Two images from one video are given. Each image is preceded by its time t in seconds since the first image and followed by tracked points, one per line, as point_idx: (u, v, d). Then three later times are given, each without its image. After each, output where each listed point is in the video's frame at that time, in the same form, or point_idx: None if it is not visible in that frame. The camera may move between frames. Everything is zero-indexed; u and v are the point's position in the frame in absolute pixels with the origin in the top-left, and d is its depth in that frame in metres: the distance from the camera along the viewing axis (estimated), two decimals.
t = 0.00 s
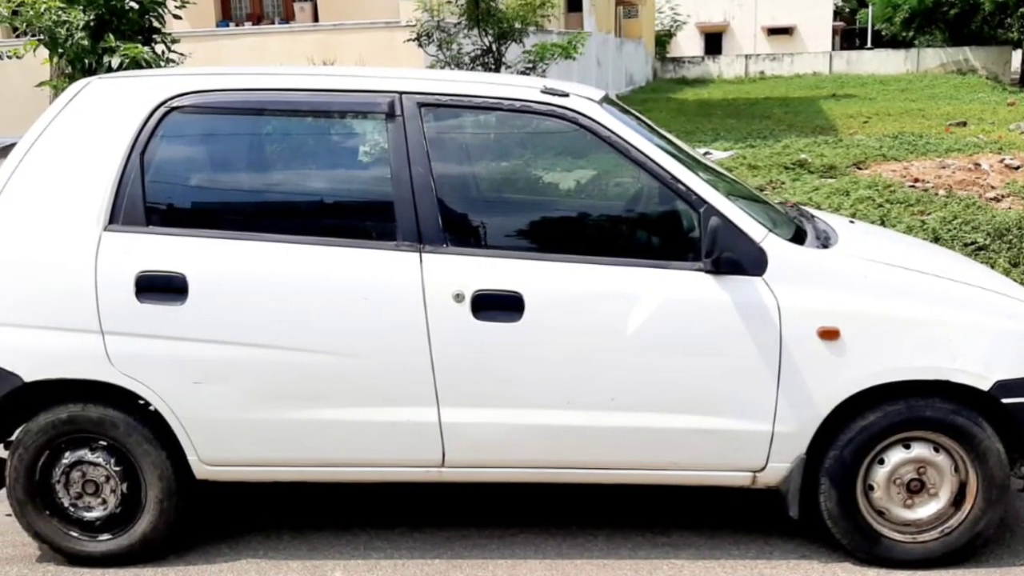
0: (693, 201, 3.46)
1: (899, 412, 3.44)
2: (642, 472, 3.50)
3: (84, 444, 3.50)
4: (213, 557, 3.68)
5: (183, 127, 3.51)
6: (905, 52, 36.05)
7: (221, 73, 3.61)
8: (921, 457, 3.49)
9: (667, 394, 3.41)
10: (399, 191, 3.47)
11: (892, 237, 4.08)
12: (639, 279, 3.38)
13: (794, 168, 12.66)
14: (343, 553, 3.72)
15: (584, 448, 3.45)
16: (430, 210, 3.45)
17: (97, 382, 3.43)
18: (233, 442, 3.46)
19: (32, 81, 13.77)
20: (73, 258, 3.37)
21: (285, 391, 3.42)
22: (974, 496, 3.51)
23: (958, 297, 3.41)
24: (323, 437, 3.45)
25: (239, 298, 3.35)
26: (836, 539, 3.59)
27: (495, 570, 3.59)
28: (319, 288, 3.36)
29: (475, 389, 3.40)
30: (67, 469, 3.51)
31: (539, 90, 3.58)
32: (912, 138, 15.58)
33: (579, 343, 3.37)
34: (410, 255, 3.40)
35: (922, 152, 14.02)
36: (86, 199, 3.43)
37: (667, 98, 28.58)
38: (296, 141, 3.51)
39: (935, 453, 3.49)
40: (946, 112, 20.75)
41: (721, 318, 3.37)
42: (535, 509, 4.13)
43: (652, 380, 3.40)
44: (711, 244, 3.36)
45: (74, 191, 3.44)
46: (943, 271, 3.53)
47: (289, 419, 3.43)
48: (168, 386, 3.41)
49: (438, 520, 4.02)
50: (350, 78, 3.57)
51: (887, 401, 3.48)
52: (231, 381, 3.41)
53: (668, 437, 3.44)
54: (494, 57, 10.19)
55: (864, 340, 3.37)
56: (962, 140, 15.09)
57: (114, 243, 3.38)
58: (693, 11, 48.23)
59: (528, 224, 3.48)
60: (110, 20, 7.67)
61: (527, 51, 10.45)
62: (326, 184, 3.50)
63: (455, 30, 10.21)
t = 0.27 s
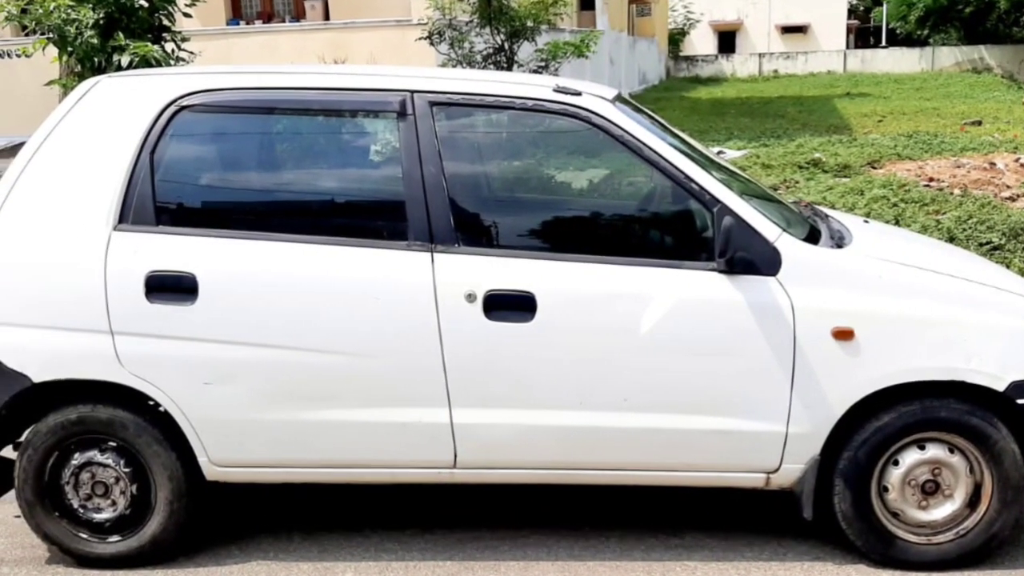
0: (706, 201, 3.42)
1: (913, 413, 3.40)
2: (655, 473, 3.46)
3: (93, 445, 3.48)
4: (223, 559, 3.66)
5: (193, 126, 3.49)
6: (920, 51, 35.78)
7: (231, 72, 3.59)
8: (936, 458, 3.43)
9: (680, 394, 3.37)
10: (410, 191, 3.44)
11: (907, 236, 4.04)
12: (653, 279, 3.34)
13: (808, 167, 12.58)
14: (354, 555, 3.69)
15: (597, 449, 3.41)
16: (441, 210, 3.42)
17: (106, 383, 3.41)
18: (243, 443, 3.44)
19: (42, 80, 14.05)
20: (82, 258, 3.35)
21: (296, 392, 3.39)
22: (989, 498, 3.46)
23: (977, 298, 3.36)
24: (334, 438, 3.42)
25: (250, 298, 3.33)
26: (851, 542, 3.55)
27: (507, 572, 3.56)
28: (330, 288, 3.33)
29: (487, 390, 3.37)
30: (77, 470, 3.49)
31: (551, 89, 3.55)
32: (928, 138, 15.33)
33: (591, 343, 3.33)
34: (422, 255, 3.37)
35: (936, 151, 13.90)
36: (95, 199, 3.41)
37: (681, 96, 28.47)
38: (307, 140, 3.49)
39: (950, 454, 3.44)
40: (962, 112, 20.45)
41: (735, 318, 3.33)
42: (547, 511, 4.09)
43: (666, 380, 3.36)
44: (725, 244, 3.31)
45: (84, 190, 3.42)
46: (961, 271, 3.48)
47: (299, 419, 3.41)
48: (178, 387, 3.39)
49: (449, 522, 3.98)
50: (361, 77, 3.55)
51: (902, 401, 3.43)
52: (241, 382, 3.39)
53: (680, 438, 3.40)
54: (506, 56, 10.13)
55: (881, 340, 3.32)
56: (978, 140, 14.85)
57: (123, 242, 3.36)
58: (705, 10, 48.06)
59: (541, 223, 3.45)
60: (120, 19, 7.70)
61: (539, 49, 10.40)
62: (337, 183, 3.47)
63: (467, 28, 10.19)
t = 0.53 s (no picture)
0: (720, 200, 3.38)
1: (929, 413, 3.35)
2: (668, 474, 3.43)
3: (103, 446, 3.47)
4: (234, 560, 3.65)
5: (203, 125, 3.47)
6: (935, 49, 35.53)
7: (242, 71, 3.57)
8: (951, 460, 3.39)
9: (693, 395, 3.34)
10: (422, 190, 3.42)
11: (922, 236, 3.99)
12: (666, 279, 3.31)
13: (822, 167, 12.50)
14: (365, 557, 3.67)
15: (610, 450, 3.38)
16: (453, 210, 3.39)
17: (116, 383, 3.39)
18: (253, 444, 3.42)
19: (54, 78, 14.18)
20: (91, 258, 3.34)
21: (307, 393, 3.37)
22: (1005, 500, 3.41)
23: (996, 298, 3.31)
24: (345, 439, 3.40)
25: (260, 298, 3.31)
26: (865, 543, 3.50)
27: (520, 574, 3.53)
28: (340, 288, 3.31)
29: (499, 390, 3.34)
30: (86, 471, 3.48)
31: (564, 87, 3.51)
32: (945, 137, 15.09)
33: (604, 343, 3.30)
34: (433, 255, 3.35)
35: (951, 150, 13.80)
36: (104, 198, 3.39)
37: (692, 94, 28.31)
38: (318, 139, 3.46)
39: (965, 455, 3.39)
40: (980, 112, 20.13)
41: (749, 318, 3.29)
42: (558, 512, 4.06)
43: (679, 381, 3.33)
44: (738, 244, 3.27)
45: (93, 190, 3.41)
46: (979, 271, 3.44)
47: (310, 420, 3.39)
48: (188, 388, 3.38)
49: (461, 523, 3.96)
50: (371, 76, 3.52)
51: (916, 402, 3.39)
52: (252, 383, 3.37)
53: (693, 439, 3.37)
54: (518, 54, 10.11)
55: (897, 341, 3.28)
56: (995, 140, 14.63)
57: (133, 242, 3.34)
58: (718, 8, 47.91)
59: (553, 223, 3.42)
60: (129, 17, 7.73)
61: (552, 48, 10.37)
62: (348, 182, 3.45)
63: (479, 26, 10.17)
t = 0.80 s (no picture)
0: (733, 200, 3.35)
1: (943, 414, 3.31)
2: (680, 474, 3.39)
3: (112, 447, 3.45)
4: (244, 562, 3.63)
5: (213, 124, 3.45)
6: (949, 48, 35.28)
7: (251, 69, 3.55)
8: (966, 461, 3.34)
9: (706, 396, 3.30)
10: (433, 189, 3.39)
11: (938, 236, 3.94)
12: (679, 279, 3.28)
13: (836, 166, 12.42)
14: (377, 558, 3.65)
15: (622, 451, 3.34)
16: (465, 209, 3.37)
17: (125, 384, 3.38)
18: (263, 445, 3.40)
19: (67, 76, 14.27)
20: (101, 258, 3.32)
21: (317, 394, 3.35)
22: (1020, 501, 3.36)
23: (1013, 299, 3.27)
24: (355, 440, 3.37)
25: (270, 298, 3.29)
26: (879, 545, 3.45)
27: None
28: (351, 288, 3.29)
29: (510, 391, 3.31)
30: (95, 472, 3.47)
31: (576, 86, 3.47)
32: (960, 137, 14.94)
33: (616, 343, 3.27)
34: (444, 254, 3.32)
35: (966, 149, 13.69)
36: (113, 198, 3.38)
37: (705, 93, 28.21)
38: (329, 138, 3.44)
39: (980, 457, 3.34)
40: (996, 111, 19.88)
41: (763, 318, 3.26)
42: (569, 514, 4.03)
43: (692, 382, 3.29)
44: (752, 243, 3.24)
45: (102, 189, 3.39)
46: (997, 272, 3.39)
47: (319, 421, 3.36)
48: (198, 388, 3.36)
49: (472, 525, 3.93)
50: (382, 75, 3.50)
51: (930, 403, 3.34)
52: (262, 384, 3.35)
53: (706, 440, 3.33)
54: (530, 53, 10.07)
55: (912, 341, 3.24)
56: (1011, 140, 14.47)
57: (143, 241, 3.33)
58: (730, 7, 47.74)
59: (566, 223, 3.39)
60: (139, 15, 7.75)
61: (565, 46, 10.33)
62: (359, 182, 3.42)
63: (491, 25, 10.14)
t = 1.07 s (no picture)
0: (747, 199, 3.31)
1: (958, 415, 3.26)
2: (693, 476, 3.35)
3: (122, 448, 3.44)
4: (254, 564, 3.61)
5: (223, 122, 3.44)
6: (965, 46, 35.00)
7: (262, 68, 3.54)
8: (980, 462, 3.29)
9: (720, 397, 3.27)
10: (445, 188, 3.36)
11: (954, 236, 3.89)
12: (692, 279, 3.24)
13: (850, 165, 12.33)
14: (388, 560, 3.62)
15: (635, 453, 3.31)
16: (477, 209, 3.34)
17: (135, 385, 3.36)
18: (274, 446, 3.38)
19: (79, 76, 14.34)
20: (110, 258, 3.31)
21: (327, 394, 3.33)
22: None
23: None
24: (366, 442, 3.35)
25: (281, 298, 3.27)
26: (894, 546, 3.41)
27: None
28: (361, 288, 3.26)
29: (522, 392, 3.28)
30: (105, 473, 3.45)
31: (589, 84, 3.44)
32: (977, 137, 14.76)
33: (628, 343, 3.24)
34: (455, 254, 3.29)
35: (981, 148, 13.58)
36: (123, 198, 3.36)
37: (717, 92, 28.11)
38: (340, 137, 3.42)
39: (995, 458, 3.29)
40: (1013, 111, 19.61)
41: (777, 319, 3.22)
42: (582, 515, 4.00)
43: (706, 382, 3.25)
44: (765, 243, 3.20)
45: (112, 189, 3.38)
46: (1014, 271, 3.34)
47: (330, 422, 3.34)
48: (208, 389, 3.34)
49: (484, 526, 3.90)
50: (393, 73, 3.47)
51: (944, 403, 3.30)
52: (273, 385, 3.33)
53: (719, 442, 3.29)
54: (542, 51, 10.05)
55: (928, 342, 3.20)
56: None
57: (153, 241, 3.32)
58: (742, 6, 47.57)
59: (578, 222, 3.36)
60: (148, 14, 7.78)
61: (577, 44, 10.30)
62: (370, 181, 3.40)
63: (503, 23, 10.12)
